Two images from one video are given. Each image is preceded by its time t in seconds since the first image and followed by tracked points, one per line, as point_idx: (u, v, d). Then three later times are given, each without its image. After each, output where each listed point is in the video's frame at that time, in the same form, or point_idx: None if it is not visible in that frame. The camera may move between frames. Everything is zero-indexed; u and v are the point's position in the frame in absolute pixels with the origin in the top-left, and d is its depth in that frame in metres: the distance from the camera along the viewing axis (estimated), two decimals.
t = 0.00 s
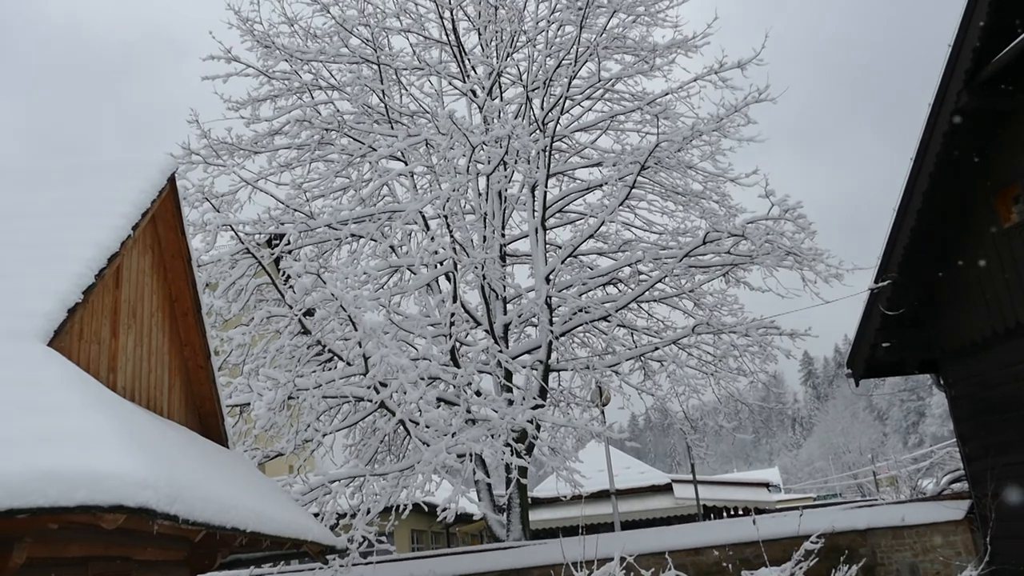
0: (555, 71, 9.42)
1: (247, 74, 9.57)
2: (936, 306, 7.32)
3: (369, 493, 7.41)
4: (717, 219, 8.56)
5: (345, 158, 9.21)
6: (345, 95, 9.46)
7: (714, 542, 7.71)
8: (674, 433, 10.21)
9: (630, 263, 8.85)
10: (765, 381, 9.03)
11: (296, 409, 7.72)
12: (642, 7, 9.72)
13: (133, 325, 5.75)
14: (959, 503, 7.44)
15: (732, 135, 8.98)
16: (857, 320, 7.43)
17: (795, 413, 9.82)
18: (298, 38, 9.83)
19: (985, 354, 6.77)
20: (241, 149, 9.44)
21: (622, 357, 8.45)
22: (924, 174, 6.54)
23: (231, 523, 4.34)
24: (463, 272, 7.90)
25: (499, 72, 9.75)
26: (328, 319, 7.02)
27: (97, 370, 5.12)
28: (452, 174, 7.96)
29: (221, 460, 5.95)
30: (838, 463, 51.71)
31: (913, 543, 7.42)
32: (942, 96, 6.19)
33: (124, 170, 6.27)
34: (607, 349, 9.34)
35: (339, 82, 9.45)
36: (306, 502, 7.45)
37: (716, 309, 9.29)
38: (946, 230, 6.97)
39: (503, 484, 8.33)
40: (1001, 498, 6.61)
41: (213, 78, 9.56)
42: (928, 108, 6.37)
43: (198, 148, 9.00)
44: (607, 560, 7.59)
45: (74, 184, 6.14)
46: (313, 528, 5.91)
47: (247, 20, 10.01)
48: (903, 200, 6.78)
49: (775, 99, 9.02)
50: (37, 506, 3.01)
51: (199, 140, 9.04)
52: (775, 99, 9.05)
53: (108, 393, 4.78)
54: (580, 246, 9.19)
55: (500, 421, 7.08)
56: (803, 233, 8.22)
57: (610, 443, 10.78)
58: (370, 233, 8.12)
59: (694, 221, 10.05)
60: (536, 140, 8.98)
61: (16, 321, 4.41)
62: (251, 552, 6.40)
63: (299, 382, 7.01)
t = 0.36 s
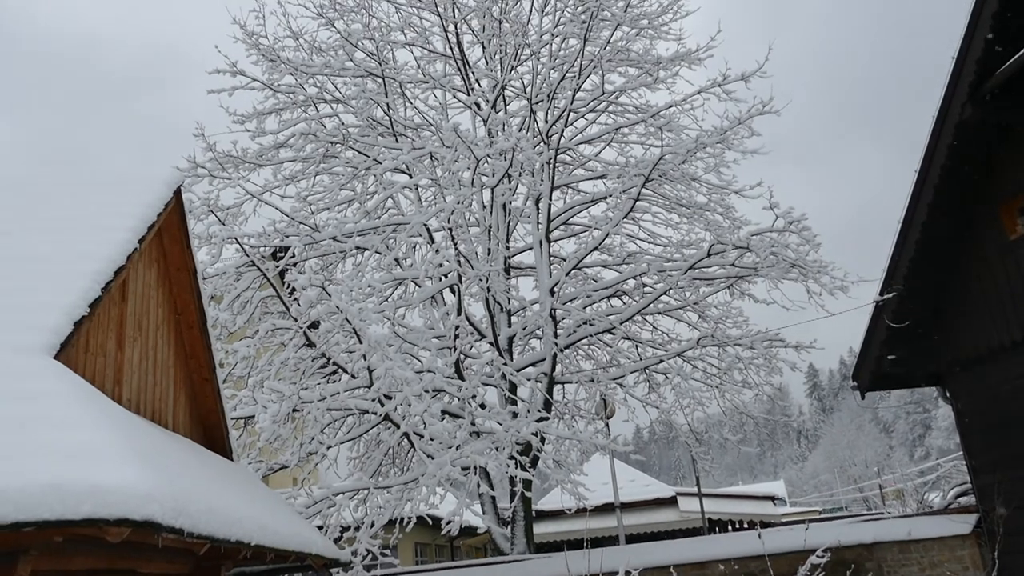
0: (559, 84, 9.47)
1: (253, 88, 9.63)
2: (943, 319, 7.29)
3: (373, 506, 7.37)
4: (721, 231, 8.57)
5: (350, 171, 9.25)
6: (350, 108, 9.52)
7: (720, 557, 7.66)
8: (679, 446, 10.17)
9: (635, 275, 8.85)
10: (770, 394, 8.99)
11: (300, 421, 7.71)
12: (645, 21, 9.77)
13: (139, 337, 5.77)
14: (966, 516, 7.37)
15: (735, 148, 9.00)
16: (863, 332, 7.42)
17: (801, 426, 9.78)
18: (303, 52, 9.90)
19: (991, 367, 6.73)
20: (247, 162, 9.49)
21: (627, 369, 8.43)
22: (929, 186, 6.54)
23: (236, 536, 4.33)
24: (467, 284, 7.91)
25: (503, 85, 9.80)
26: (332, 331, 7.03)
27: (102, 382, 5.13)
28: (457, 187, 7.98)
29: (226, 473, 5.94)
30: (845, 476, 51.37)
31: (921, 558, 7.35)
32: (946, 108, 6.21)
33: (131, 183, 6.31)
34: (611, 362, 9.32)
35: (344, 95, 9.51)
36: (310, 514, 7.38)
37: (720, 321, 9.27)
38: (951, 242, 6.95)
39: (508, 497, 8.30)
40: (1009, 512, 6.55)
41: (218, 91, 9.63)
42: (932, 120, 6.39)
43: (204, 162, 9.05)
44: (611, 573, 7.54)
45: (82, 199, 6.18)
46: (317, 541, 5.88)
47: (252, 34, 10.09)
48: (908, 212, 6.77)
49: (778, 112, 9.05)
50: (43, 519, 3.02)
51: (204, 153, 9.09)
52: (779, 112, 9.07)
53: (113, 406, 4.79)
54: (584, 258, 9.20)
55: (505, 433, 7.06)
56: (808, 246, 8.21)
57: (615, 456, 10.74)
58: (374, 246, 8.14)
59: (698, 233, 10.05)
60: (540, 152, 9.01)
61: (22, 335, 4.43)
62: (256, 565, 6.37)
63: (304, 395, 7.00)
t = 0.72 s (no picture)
0: (569, 97, 9.51)
1: (265, 102, 9.72)
2: (957, 331, 7.22)
3: (384, 519, 7.36)
4: (732, 244, 8.55)
5: (361, 185, 9.32)
6: (361, 122, 9.59)
7: (732, 572, 7.59)
8: (690, 459, 10.11)
9: (646, 288, 8.83)
10: (782, 407, 8.94)
11: (310, 434, 7.73)
12: (655, 34, 9.81)
13: (151, 351, 5.81)
14: (982, 531, 7.25)
15: (746, 160, 8.99)
16: (875, 344, 7.37)
17: (813, 440, 9.70)
18: (315, 67, 10.00)
19: (1002, 381, 6.66)
20: (258, 176, 9.57)
21: (638, 383, 8.40)
22: (941, 198, 6.51)
23: (247, 549, 4.34)
24: (478, 297, 7.92)
25: (513, 99, 9.84)
26: (343, 344, 7.05)
27: (115, 396, 5.17)
28: (467, 200, 8.02)
29: (237, 487, 5.96)
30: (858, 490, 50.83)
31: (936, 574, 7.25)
32: (957, 120, 6.19)
33: (144, 197, 6.38)
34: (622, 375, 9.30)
35: (355, 109, 9.58)
36: (321, 528, 7.40)
37: (731, 334, 9.24)
38: (964, 254, 6.91)
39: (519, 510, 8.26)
40: None
41: (231, 106, 9.73)
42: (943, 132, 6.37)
43: (216, 176, 9.13)
44: None
45: (96, 213, 6.25)
46: (328, 555, 5.87)
47: (264, 49, 10.20)
48: (920, 224, 6.74)
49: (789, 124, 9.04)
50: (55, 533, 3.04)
51: (217, 167, 9.17)
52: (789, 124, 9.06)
53: (125, 419, 4.82)
54: (594, 271, 9.20)
55: (516, 447, 7.06)
56: (819, 258, 8.18)
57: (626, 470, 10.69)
58: (385, 259, 8.18)
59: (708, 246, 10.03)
60: (550, 166, 9.04)
61: (37, 349, 4.48)
62: None
63: (315, 408, 7.00)
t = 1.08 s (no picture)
0: (577, 111, 9.54)
1: (274, 117, 9.79)
2: (966, 346, 7.17)
3: (392, 534, 7.32)
4: (740, 257, 8.53)
5: (370, 199, 9.37)
6: (370, 136, 9.65)
7: None
8: (699, 474, 10.04)
9: (654, 301, 8.82)
10: (791, 421, 8.88)
11: (318, 448, 7.71)
12: (663, 48, 9.85)
13: (160, 365, 5.83)
14: (994, 546, 7.07)
15: (754, 174, 8.99)
16: (885, 358, 7.32)
17: (823, 454, 9.62)
18: (324, 81, 10.09)
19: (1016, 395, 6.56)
20: (268, 190, 9.63)
21: (646, 396, 8.36)
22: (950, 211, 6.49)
23: (254, 564, 4.33)
24: (486, 311, 7.92)
25: (521, 113, 9.89)
26: (352, 358, 7.05)
27: (124, 409, 5.19)
28: (475, 214, 8.04)
29: (244, 500, 5.95)
30: (869, 505, 50.34)
31: None
32: (966, 133, 6.20)
33: (154, 211, 6.43)
34: (630, 389, 9.27)
35: (364, 123, 9.64)
36: (329, 542, 7.31)
37: (740, 347, 9.20)
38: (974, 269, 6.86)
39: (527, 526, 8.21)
40: None
41: (241, 120, 9.81)
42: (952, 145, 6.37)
43: (226, 190, 9.19)
44: None
45: (106, 227, 6.30)
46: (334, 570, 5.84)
47: (274, 64, 10.30)
48: (930, 238, 6.71)
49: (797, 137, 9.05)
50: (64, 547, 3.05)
51: (226, 182, 9.23)
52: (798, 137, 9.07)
53: (134, 432, 4.83)
54: (603, 284, 9.18)
55: (523, 461, 7.03)
56: (828, 272, 8.15)
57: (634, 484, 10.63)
58: (394, 272, 8.20)
59: (716, 259, 10.02)
60: (558, 179, 9.06)
61: (47, 363, 4.51)
62: None
63: (323, 421, 7.00)
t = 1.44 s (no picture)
0: (580, 124, 9.58)
1: (279, 130, 9.85)
2: (972, 361, 7.11)
3: (395, 547, 7.28)
4: (744, 270, 8.53)
5: (373, 211, 9.40)
6: (373, 149, 9.69)
7: None
8: (703, 487, 9.99)
9: (658, 314, 8.80)
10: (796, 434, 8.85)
11: (321, 461, 7.70)
12: (666, 61, 9.90)
13: (164, 378, 5.84)
14: (1000, 561, 7.00)
15: (758, 186, 9.00)
16: (889, 370, 7.29)
17: (828, 467, 9.58)
18: (328, 94, 10.15)
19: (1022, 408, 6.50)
20: (272, 203, 9.67)
21: (650, 409, 8.33)
22: (954, 223, 6.49)
23: None
24: (489, 323, 7.92)
25: (524, 126, 9.93)
26: (355, 371, 7.04)
27: (127, 423, 5.20)
28: (479, 226, 8.06)
29: (246, 514, 5.94)
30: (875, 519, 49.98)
31: None
32: (969, 145, 6.23)
33: (158, 225, 6.46)
34: (634, 402, 9.24)
35: (368, 137, 9.69)
36: (332, 556, 7.31)
37: (744, 360, 9.18)
38: (979, 281, 6.85)
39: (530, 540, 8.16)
40: None
41: (245, 134, 9.86)
42: (955, 156, 6.39)
43: (230, 204, 9.24)
44: None
45: (111, 241, 6.33)
46: None
47: (278, 78, 10.38)
48: (933, 250, 6.70)
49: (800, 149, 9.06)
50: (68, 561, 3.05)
51: (231, 195, 9.28)
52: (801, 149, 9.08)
53: (137, 446, 4.84)
54: (606, 297, 9.18)
55: (527, 474, 7.00)
56: (832, 284, 8.14)
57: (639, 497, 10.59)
58: (397, 285, 8.22)
59: (720, 271, 10.01)
60: (561, 192, 9.08)
61: (51, 377, 4.52)
62: None
63: (326, 434, 6.98)
